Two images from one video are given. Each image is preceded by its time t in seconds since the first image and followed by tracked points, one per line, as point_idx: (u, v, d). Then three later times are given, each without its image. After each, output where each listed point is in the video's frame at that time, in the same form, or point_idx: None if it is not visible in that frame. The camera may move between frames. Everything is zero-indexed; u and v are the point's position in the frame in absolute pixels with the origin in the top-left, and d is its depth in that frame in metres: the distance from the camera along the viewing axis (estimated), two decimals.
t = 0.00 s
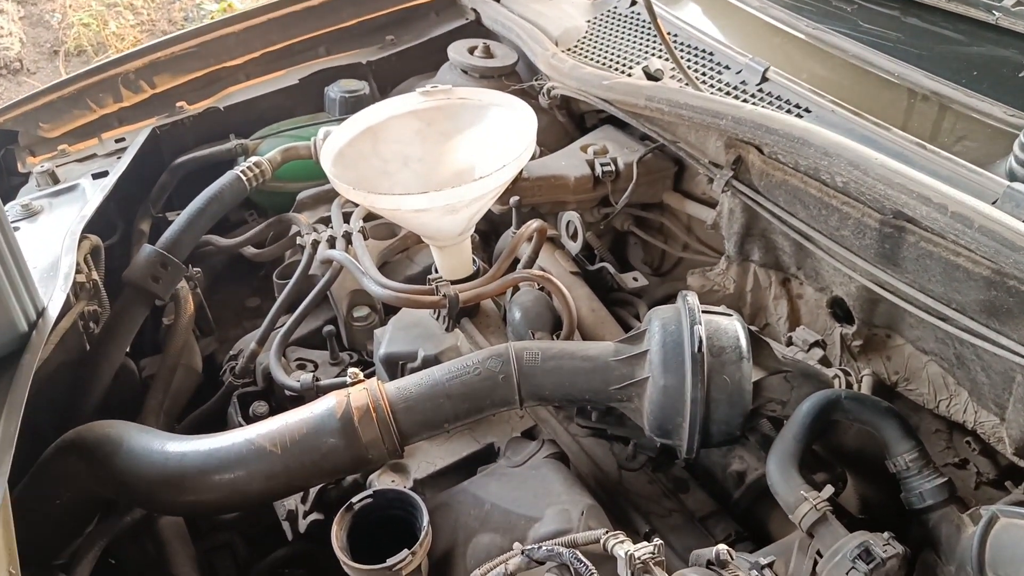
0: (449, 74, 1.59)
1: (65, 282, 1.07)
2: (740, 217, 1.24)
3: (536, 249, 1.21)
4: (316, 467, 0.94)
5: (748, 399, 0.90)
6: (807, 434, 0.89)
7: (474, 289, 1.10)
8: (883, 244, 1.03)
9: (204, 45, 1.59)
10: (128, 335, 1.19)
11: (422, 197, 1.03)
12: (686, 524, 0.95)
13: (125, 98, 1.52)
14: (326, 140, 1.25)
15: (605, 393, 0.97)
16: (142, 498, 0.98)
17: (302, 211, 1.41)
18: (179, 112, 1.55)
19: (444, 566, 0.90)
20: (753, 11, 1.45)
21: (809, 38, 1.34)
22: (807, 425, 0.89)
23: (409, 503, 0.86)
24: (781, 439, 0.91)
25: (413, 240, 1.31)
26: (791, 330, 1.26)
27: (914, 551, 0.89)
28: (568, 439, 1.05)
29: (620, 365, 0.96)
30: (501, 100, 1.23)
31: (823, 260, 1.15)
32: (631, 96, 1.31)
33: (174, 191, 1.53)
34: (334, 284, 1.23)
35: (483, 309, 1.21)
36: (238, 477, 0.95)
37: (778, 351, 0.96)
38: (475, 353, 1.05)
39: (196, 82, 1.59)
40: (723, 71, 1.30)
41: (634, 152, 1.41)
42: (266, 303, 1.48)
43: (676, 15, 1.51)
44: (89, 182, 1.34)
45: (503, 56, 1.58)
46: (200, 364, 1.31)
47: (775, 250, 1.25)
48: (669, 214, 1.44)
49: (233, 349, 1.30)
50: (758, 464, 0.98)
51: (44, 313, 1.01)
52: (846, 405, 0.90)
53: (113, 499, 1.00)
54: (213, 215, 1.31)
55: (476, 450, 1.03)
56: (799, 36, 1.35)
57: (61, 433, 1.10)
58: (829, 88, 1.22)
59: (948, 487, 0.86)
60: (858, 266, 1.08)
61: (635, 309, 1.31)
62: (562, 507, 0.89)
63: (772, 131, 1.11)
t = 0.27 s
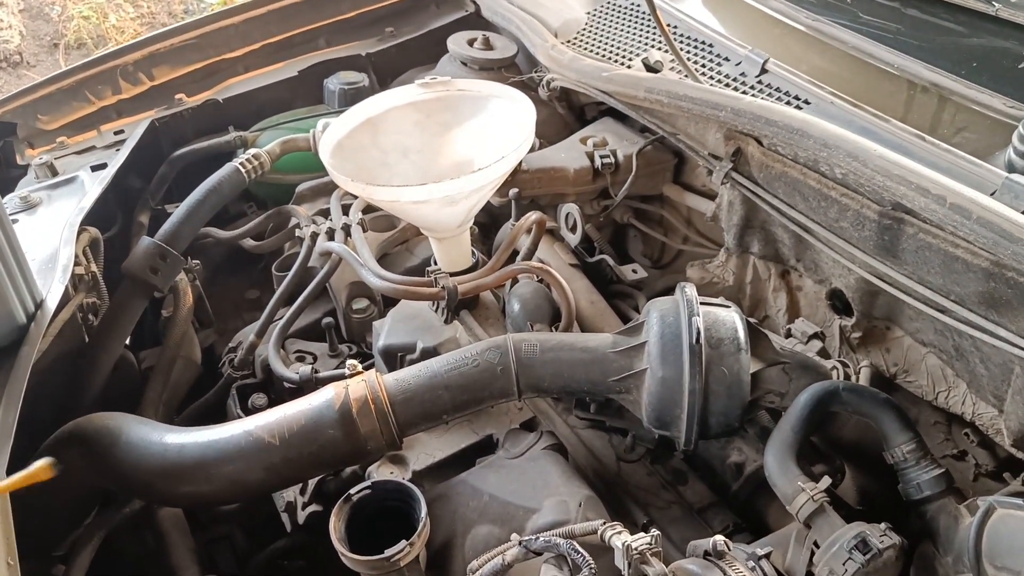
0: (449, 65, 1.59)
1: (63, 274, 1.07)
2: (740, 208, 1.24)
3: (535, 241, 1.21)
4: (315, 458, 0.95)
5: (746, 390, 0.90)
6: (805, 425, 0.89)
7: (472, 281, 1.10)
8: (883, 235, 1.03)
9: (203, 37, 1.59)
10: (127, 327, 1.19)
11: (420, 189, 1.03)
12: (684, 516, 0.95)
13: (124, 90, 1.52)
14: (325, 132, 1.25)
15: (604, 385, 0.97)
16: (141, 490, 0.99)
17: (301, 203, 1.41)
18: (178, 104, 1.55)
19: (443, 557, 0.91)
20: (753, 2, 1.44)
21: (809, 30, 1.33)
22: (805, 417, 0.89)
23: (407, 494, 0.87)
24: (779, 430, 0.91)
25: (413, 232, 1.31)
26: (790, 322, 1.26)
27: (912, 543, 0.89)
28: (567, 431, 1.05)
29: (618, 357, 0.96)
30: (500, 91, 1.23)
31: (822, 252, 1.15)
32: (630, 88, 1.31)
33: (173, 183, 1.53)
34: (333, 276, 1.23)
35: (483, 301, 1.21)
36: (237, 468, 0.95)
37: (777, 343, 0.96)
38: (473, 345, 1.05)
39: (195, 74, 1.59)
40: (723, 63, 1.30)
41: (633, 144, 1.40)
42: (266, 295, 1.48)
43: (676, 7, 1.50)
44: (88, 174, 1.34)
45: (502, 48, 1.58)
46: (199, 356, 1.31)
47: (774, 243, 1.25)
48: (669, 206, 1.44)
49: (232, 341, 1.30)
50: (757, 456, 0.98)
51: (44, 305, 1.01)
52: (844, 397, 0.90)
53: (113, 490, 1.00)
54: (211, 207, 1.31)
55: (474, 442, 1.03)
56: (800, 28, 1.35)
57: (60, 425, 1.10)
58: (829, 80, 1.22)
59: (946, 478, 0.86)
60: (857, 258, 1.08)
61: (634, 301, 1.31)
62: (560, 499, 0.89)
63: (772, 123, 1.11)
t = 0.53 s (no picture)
0: (446, 60, 1.59)
1: (59, 269, 1.08)
2: (736, 203, 1.25)
3: (531, 236, 1.21)
4: (310, 452, 0.95)
5: (740, 385, 0.90)
6: (799, 419, 0.89)
7: (468, 275, 1.10)
8: (878, 229, 1.03)
9: (201, 32, 1.59)
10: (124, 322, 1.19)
11: (416, 183, 1.03)
12: (678, 509, 0.95)
13: (121, 85, 1.52)
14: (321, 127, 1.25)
15: (599, 379, 0.97)
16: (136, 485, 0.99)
17: (298, 197, 1.42)
18: (175, 98, 1.55)
19: (437, 551, 0.91)
20: None
21: (805, 24, 1.33)
22: (799, 410, 0.89)
23: (401, 488, 0.87)
24: (773, 424, 0.91)
25: (409, 227, 1.31)
26: (786, 316, 1.27)
27: (905, 536, 0.89)
28: (563, 425, 1.06)
29: (613, 351, 0.96)
30: (496, 86, 1.23)
31: (818, 246, 1.15)
32: (626, 83, 1.31)
33: (170, 178, 1.53)
34: (330, 271, 1.23)
35: (479, 295, 1.21)
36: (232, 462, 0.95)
37: (770, 337, 0.96)
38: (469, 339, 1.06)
39: (192, 68, 1.59)
40: (719, 57, 1.30)
41: (630, 138, 1.41)
42: (263, 290, 1.48)
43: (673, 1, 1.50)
44: (85, 169, 1.34)
45: (499, 42, 1.58)
46: (196, 350, 1.32)
47: (771, 237, 1.25)
48: (666, 201, 1.44)
49: (229, 336, 1.30)
50: (751, 450, 0.98)
51: (39, 300, 1.02)
52: (838, 391, 0.91)
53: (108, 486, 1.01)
54: (207, 201, 1.31)
55: (470, 436, 1.04)
56: (797, 22, 1.34)
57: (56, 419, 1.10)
58: (825, 74, 1.22)
59: (939, 471, 0.86)
60: (852, 252, 1.08)
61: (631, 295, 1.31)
62: (554, 493, 0.90)
63: (767, 117, 1.11)
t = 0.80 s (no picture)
0: (441, 56, 1.59)
1: (51, 267, 1.08)
2: (731, 199, 1.25)
3: (526, 232, 1.21)
4: (303, 450, 0.94)
5: (734, 381, 0.89)
6: (793, 415, 0.89)
7: (462, 272, 1.10)
8: (873, 226, 1.02)
9: (195, 28, 1.59)
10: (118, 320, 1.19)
11: (409, 180, 1.02)
12: (673, 506, 0.95)
13: (115, 82, 1.52)
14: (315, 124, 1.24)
15: (593, 376, 0.97)
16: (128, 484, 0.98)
17: (293, 194, 1.41)
18: (169, 95, 1.54)
19: (431, 548, 0.91)
20: None
21: (801, 20, 1.33)
22: (793, 407, 0.89)
23: (394, 485, 0.87)
24: (767, 421, 0.90)
25: (404, 224, 1.31)
26: (782, 313, 1.26)
27: (900, 533, 0.89)
28: (557, 422, 1.06)
29: (607, 348, 0.96)
30: (491, 82, 1.23)
31: (814, 243, 1.15)
32: (622, 79, 1.31)
33: (165, 175, 1.53)
34: (324, 268, 1.23)
35: (474, 292, 1.21)
36: (224, 460, 0.95)
37: (765, 333, 0.96)
38: (464, 336, 1.05)
39: (186, 65, 1.59)
40: (714, 53, 1.29)
41: (626, 134, 1.40)
42: (258, 287, 1.48)
43: None
44: (78, 166, 1.34)
45: (495, 38, 1.57)
46: (190, 348, 1.31)
47: (766, 234, 1.25)
48: (662, 197, 1.44)
49: (223, 334, 1.30)
50: (746, 447, 0.98)
51: (31, 297, 1.03)
52: (832, 387, 0.90)
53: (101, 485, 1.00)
54: (201, 198, 1.30)
55: (464, 433, 1.03)
56: (793, 18, 1.34)
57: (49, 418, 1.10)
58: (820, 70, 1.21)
59: (934, 468, 0.86)
60: (848, 249, 1.08)
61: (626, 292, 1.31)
62: (547, 490, 0.89)
63: (762, 113, 1.10)
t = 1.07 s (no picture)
0: (435, 53, 1.58)
1: (45, 266, 1.08)
2: (726, 196, 1.24)
3: (521, 230, 1.21)
4: (297, 450, 0.94)
5: (729, 380, 0.89)
6: (788, 413, 0.89)
7: (457, 270, 1.09)
8: (868, 223, 1.02)
9: (189, 26, 1.58)
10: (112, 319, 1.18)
11: (403, 178, 1.02)
12: (667, 504, 0.95)
13: (109, 80, 1.51)
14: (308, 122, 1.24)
15: (588, 374, 0.97)
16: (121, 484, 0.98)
17: (287, 192, 1.41)
18: (163, 93, 1.54)
19: (426, 547, 0.90)
20: None
21: (796, 17, 1.32)
22: (788, 405, 0.89)
23: (389, 484, 0.87)
24: (762, 419, 0.90)
25: (399, 222, 1.31)
26: (777, 311, 1.27)
27: (895, 530, 0.89)
28: (552, 420, 1.05)
29: (601, 346, 0.96)
30: (485, 80, 1.22)
31: (809, 240, 1.15)
32: (616, 77, 1.30)
33: (158, 173, 1.52)
34: (318, 266, 1.23)
35: (469, 291, 1.20)
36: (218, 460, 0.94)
37: (759, 332, 0.96)
38: (458, 334, 1.05)
39: (180, 63, 1.58)
40: (709, 50, 1.29)
41: (620, 132, 1.40)
42: (253, 285, 1.48)
43: None
44: (72, 164, 1.33)
45: (489, 36, 1.57)
46: (184, 346, 1.31)
47: (761, 231, 1.25)
48: (657, 195, 1.44)
49: (218, 332, 1.29)
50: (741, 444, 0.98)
51: (25, 297, 1.02)
52: (827, 385, 0.90)
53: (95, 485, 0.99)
54: (195, 197, 1.30)
55: (458, 432, 1.03)
56: (787, 16, 1.34)
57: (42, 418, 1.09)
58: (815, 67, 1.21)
59: (928, 466, 0.86)
60: (843, 246, 1.08)
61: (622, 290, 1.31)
62: (542, 488, 0.89)
63: (757, 111, 1.10)
